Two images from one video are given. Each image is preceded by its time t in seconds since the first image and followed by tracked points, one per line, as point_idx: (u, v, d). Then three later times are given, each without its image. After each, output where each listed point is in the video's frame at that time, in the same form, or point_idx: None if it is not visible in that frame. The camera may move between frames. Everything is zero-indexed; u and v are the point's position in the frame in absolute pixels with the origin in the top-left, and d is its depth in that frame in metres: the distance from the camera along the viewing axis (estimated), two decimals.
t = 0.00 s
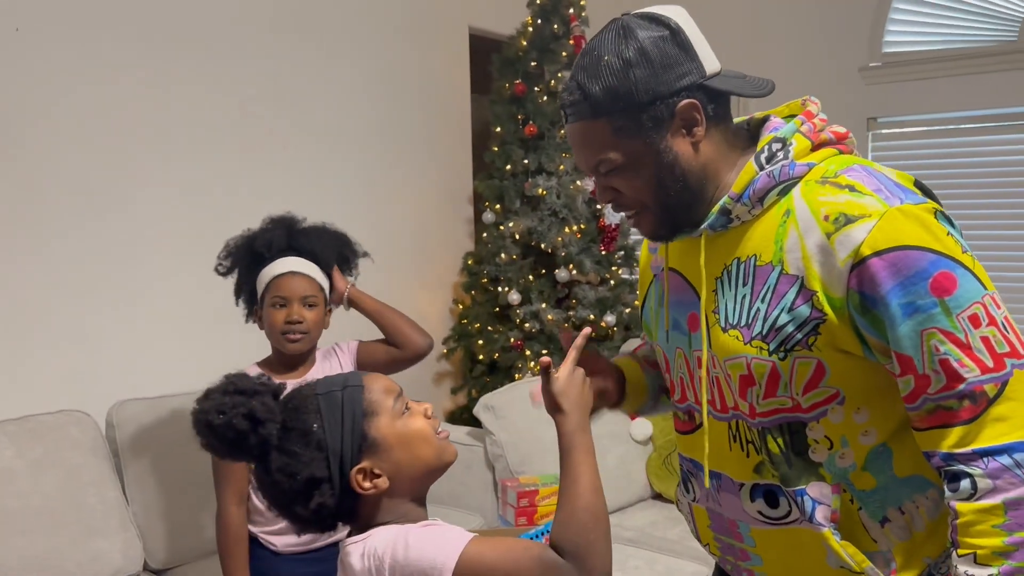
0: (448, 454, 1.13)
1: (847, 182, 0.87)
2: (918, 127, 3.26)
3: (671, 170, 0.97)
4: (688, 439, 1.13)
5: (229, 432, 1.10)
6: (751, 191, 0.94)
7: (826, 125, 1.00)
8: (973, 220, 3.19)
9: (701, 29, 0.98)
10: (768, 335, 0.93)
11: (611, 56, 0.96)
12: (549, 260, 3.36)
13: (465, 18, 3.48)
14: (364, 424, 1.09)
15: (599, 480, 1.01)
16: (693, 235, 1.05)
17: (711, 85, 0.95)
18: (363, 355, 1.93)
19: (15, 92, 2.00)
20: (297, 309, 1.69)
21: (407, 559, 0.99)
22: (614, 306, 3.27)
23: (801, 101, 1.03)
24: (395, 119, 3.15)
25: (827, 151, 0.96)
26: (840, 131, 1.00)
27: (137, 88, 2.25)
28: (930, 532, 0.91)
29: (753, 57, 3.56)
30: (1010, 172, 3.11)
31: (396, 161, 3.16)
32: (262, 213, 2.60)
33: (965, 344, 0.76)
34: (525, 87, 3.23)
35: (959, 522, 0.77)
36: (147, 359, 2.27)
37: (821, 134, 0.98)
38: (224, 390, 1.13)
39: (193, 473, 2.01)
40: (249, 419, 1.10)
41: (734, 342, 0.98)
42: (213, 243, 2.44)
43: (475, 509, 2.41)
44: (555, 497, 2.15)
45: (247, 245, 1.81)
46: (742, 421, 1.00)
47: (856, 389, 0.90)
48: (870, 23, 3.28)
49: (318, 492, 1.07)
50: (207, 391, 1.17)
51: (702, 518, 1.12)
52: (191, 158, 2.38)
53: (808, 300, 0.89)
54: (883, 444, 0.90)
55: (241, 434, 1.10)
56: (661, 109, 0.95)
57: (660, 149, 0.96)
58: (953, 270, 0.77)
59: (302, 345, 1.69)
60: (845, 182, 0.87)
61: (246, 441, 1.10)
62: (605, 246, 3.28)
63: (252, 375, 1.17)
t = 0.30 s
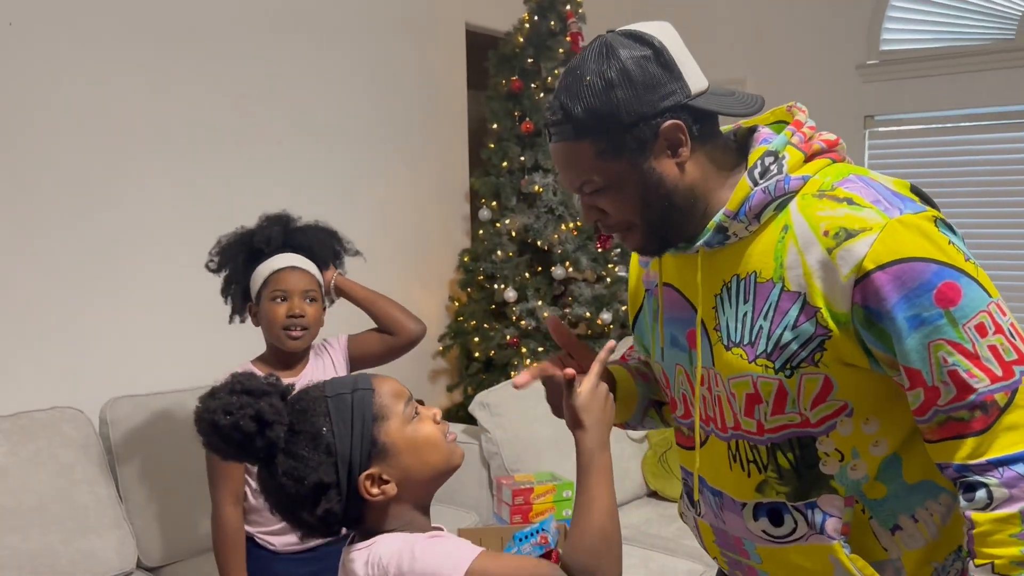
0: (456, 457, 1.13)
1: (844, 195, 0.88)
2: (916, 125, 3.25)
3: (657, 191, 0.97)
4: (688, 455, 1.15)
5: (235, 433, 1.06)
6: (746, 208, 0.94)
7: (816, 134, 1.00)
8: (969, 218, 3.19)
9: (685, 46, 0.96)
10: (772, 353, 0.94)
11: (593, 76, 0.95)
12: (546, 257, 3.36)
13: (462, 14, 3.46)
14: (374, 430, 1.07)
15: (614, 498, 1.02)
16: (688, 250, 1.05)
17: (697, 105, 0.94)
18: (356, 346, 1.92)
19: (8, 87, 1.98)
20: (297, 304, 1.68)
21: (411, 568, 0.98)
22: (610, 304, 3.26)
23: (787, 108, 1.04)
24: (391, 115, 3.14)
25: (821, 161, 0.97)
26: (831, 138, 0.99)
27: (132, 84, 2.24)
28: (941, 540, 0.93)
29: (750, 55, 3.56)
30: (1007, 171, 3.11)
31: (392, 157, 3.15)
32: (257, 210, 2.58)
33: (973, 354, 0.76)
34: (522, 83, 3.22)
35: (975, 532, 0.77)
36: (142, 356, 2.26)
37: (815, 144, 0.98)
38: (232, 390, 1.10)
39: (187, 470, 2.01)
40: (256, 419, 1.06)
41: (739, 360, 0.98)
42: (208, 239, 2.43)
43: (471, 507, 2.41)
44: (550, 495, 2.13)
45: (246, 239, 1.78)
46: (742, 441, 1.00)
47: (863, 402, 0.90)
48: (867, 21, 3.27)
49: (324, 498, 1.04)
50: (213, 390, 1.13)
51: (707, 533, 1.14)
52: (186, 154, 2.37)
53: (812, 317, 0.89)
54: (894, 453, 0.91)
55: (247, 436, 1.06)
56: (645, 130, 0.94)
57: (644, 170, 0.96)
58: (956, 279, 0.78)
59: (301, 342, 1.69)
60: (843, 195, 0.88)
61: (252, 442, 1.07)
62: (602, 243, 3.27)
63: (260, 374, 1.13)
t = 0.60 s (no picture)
0: (454, 504, 1.09)
1: (857, 194, 0.87)
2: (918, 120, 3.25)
3: (674, 183, 0.94)
4: (695, 459, 1.14)
5: (230, 473, 0.98)
6: (757, 207, 0.92)
7: (822, 129, 0.99)
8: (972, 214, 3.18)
9: (686, 37, 0.96)
10: (788, 355, 0.93)
11: (600, 71, 0.92)
12: (547, 252, 3.34)
13: (463, 8, 3.44)
14: (376, 473, 1.02)
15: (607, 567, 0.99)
16: (697, 252, 1.03)
17: (706, 92, 0.93)
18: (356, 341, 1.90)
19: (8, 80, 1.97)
20: (301, 300, 1.68)
21: None
22: (612, 299, 3.26)
23: (788, 101, 1.04)
24: (391, 109, 3.13)
25: (829, 158, 0.95)
26: (836, 133, 0.99)
27: (132, 78, 2.23)
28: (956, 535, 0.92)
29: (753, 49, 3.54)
30: (1010, 166, 3.10)
31: (392, 151, 3.14)
32: (258, 204, 2.57)
33: (990, 350, 0.77)
34: (523, 78, 3.20)
35: (1001, 529, 0.79)
36: (142, 351, 2.26)
37: (821, 140, 0.97)
38: (224, 426, 1.01)
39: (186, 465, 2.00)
40: (253, 459, 0.98)
41: (752, 363, 0.97)
42: (207, 233, 2.42)
43: (471, 502, 2.40)
44: (552, 490, 2.12)
45: (247, 232, 1.76)
46: (752, 445, 0.99)
47: (879, 400, 0.90)
48: (871, 15, 3.26)
49: (322, 546, 0.97)
50: (201, 423, 1.04)
51: (712, 537, 1.13)
52: (186, 147, 2.36)
53: (829, 318, 0.89)
54: (908, 451, 0.91)
55: (242, 477, 0.98)
56: (659, 121, 0.92)
57: (660, 163, 0.93)
58: (974, 275, 0.78)
59: (305, 338, 1.68)
60: (855, 193, 0.88)
61: (243, 482, 0.98)
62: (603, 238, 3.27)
63: (256, 410, 1.05)
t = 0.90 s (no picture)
0: (447, 503, 1.08)
1: (876, 176, 0.87)
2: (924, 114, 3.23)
3: (686, 166, 0.93)
4: (706, 449, 1.13)
5: (208, 487, 0.94)
6: (772, 190, 0.91)
7: (839, 113, 0.97)
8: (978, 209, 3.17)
9: (704, 18, 0.95)
10: (802, 341, 0.91)
11: (615, 50, 0.92)
12: (550, 246, 3.33)
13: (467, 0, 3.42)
14: (360, 478, 1.00)
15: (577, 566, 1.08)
16: (710, 237, 1.02)
17: (721, 76, 0.92)
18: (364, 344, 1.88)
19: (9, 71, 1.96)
20: (309, 294, 1.67)
21: None
22: (616, 293, 3.26)
23: (803, 87, 1.02)
24: (395, 102, 3.11)
25: (847, 141, 0.94)
26: (854, 117, 0.97)
27: (135, 69, 2.21)
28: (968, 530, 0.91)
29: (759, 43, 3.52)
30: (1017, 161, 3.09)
31: (396, 144, 3.12)
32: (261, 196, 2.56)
33: (1008, 338, 0.77)
34: (527, 71, 3.19)
35: (1009, 519, 0.78)
36: (145, 344, 2.25)
37: (839, 123, 0.95)
38: (201, 440, 0.98)
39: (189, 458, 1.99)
40: (233, 472, 0.95)
41: (765, 350, 0.95)
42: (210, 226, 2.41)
43: (473, 497, 2.40)
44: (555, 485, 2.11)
45: (241, 226, 1.74)
46: (765, 434, 0.98)
47: (893, 389, 0.89)
48: (878, 8, 3.23)
49: (308, 557, 0.95)
50: (177, 438, 1.01)
51: (720, 528, 1.12)
52: (189, 140, 2.35)
53: (845, 302, 0.88)
54: (922, 442, 0.90)
55: (222, 490, 0.94)
56: (673, 103, 0.90)
57: (672, 146, 0.92)
58: (993, 262, 0.78)
59: (314, 331, 1.67)
60: (873, 176, 0.87)
61: (224, 497, 0.95)
62: (608, 232, 3.25)
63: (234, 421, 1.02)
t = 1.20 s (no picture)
0: (431, 508, 1.08)
1: (884, 166, 0.86)
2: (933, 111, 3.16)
3: (694, 152, 0.94)
4: (711, 440, 1.13)
5: (190, 507, 0.92)
6: (780, 178, 0.91)
7: (853, 102, 0.98)
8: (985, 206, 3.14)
9: (714, 5, 0.96)
10: (804, 332, 0.91)
11: (623, 34, 0.93)
12: (554, 242, 3.32)
13: None
14: (348, 485, 0.99)
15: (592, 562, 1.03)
16: (715, 225, 1.02)
17: (730, 60, 0.93)
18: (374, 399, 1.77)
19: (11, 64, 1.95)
20: (295, 293, 1.65)
21: None
22: (619, 290, 3.23)
23: (819, 77, 1.03)
24: (398, 96, 3.10)
25: (857, 131, 0.94)
26: (866, 107, 0.97)
27: (137, 62, 2.20)
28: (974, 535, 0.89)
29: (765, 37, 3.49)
30: None
31: (399, 138, 3.10)
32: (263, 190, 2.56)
33: (1014, 336, 0.75)
34: (531, 65, 3.17)
35: (1010, 522, 0.76)
36: (147, 339, 2.24)
37: (851, 113, 0.96)
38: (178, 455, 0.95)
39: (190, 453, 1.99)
40: (215, 487, 0.93)
41: (768, 340, 0.95)
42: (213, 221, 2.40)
43: (475, 493, 2.39)
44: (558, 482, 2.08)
45: (214, 232, 1.73)
46: (768, 425, 0.98)
47: (896, 385, 0.88)
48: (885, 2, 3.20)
49: (299, 568, 0.95)
50: (147, 454, 0.97)
51: (724, 521, 1.11)
52: (192, 133, 2.34)
53: (847, 294, 0.87)
54: (926, 441, 0.89)
55: (204, 509, 0.92)
56: (680, 87, 0.92)
57: (680, 130, 0.93)
58: (1001, 256, 0.76)
59: (309, 328, 1.66)
60: (882, 166, 0.86)
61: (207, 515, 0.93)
62: (611, 228, 3.25)
63: (204, 433, 1.00)
